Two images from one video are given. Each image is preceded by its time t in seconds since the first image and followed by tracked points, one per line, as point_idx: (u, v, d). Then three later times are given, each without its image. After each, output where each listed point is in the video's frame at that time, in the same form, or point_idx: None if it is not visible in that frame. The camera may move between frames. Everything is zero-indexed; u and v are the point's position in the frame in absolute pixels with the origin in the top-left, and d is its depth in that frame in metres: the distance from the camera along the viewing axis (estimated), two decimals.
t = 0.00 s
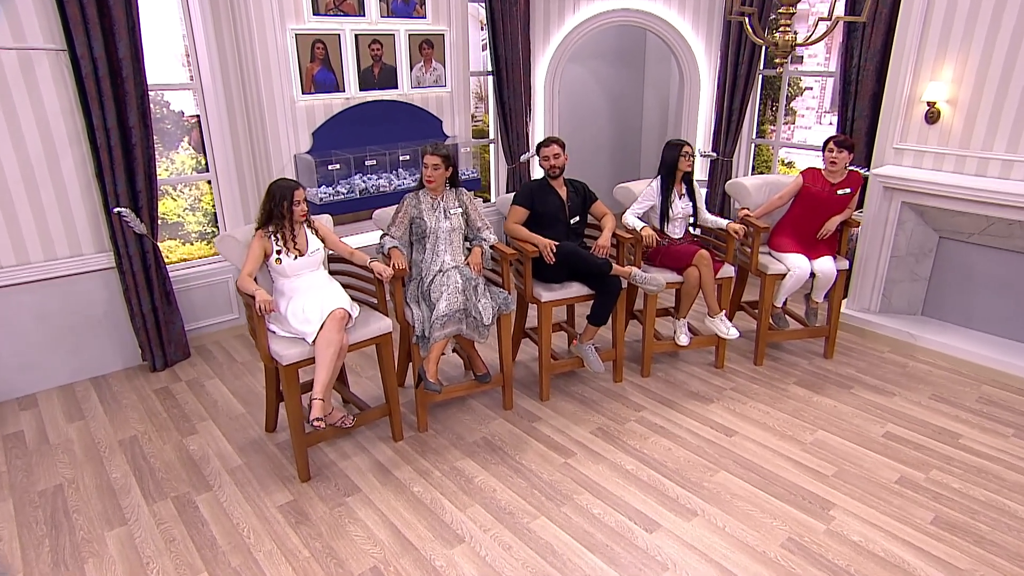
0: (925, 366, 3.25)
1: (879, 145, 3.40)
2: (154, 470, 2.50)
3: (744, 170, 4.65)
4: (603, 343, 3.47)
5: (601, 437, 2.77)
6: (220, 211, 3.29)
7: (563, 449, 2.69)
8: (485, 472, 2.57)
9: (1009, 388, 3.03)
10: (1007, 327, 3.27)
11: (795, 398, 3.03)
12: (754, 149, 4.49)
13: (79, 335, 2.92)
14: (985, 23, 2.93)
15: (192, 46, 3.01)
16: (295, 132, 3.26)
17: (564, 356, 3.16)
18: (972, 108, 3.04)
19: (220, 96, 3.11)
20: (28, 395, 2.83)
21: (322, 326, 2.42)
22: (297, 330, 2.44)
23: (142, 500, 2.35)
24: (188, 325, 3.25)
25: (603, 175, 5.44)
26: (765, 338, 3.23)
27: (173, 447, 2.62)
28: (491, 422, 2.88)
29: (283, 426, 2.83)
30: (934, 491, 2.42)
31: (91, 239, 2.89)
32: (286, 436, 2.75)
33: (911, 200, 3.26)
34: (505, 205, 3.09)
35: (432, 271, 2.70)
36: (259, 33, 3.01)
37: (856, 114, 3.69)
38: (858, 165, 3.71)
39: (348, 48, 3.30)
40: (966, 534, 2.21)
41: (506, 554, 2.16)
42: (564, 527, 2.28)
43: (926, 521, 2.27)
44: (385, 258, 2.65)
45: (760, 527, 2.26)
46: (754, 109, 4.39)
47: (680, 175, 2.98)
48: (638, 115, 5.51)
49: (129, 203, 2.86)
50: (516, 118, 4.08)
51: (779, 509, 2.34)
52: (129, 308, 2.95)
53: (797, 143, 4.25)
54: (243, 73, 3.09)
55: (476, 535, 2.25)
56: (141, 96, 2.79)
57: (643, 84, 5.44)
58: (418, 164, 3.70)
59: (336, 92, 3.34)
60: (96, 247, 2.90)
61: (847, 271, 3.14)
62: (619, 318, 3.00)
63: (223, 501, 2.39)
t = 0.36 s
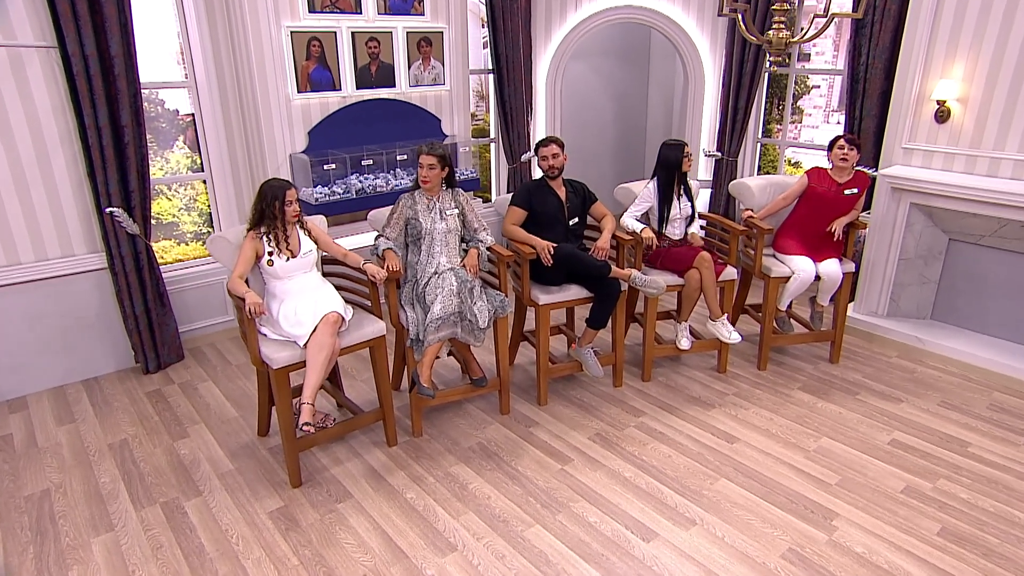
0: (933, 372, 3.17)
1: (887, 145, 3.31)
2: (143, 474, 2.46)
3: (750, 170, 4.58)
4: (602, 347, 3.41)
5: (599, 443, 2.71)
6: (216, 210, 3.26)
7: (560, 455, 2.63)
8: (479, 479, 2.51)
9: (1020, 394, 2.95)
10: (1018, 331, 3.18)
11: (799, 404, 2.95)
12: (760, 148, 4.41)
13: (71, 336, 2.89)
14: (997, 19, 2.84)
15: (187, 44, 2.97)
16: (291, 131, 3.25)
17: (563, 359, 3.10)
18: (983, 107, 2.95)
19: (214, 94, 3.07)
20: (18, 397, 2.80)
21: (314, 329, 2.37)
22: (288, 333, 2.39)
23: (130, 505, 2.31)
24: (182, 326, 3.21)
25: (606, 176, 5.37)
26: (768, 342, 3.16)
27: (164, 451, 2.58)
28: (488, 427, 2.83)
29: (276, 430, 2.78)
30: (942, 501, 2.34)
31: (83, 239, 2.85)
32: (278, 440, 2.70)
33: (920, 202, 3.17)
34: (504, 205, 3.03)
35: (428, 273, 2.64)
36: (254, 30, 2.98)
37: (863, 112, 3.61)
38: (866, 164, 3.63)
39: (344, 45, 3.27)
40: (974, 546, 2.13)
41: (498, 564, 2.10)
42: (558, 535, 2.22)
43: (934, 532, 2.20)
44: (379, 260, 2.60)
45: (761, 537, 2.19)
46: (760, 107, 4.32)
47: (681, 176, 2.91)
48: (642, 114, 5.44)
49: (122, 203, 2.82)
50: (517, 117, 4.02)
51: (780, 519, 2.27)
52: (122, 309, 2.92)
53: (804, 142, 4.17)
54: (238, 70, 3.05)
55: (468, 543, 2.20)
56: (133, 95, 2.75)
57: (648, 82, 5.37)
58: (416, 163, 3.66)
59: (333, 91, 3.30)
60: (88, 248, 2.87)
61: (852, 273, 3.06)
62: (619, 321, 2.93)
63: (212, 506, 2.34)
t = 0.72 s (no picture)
0: (942, 377, 3.09)
1: (895, 145, 3.23)
2: (132, 479, 2.42)
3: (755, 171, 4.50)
4: (603, 351, 3.34)
5: (596, 449, 2.64)
6: (211, 211, 3.22)
7: (557, 461, 2.57)
8: (473, 486, 2.45)
9: None
10: None
11: (803, 410, 2.88)
12: (766, 148, 4.34)
13: (62, 338, 2.85)
14: (1009, 16, 2.76)
15: (181, 42, 2.94)
16: (286, 130, 3.22)
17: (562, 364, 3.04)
18: (995, 106, 2.87)
19: (208, 93, 3.02)
20: (8, 400, 2.76)
21: (305, 333, 2.33)
22: (279, 337, 2.34)
23: (117, 511, 2.27)
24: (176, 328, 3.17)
25: (609, 176, 5.30)
26: (772, 347, 3.08)
27: (154, 455, 2.54)
28: (484, 432, 2.77)
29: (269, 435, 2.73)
30: (949, 512, 2.27)
31: (75, 239, 2.82)
32: (270, 445, 2.65)
33: (929, 203, 3.09)
34: (502, 206, 2.98)
35: (423, 275, 2.59)
36: (248, 28, 2.95)
37: (871, 111, 3.53)
38: (874, 164, 3.55)
39: (340, 43, 3.24)
40: (983, 559, 2.06)
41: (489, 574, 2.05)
42: (552, 545, 2.16)
43: (941, 545, 2.12)
44: (373, 262, 2.55)
45: (761, 548, 2.12)
46: (765, 106, 4.25)
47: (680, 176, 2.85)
48: (647, 113, 5.37)
49: (114, 203, 2.78)
50: (518, 116, 3.96)
51: (781, 529, 2.20)
52: (114, 311, 2.88)
53: (811, 142, 4.09)
54: (232, 68, 3.01)
55: (460, 552, 2.14)
56: (125, 93, 2.71)
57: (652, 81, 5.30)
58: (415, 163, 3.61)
59: (329, 89, 3.28)
60: (80, 248, 2.83)
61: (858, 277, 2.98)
62: (618, 325, 2.87)
63: (201, 512, 2.30)
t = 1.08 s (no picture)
0: (950, 383, 3.01)
1: (903, 144, 3.15)
2: (119, 484, 2.38)
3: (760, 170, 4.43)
4: (601, 354, 3.28)
5: (593, 455, 2.58)
6: (205, 210, 3.17)
7: (552, 468, 2.51)
8: (467, 492, 2.40)
9: None
10: None
11: (807, 416, 2.81)
12: (771, 147, 4.26)
13: (52, 339, 2.82)
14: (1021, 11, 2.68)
15: (174, 39, 2.89)
16: (280, 128, 3.19)
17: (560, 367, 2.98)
18: (1007, 104, 2.79)
19: (201, 91, 2.98)
20: None
21: (294, 336, 2.28)
22: (268, 340, 2.29)
23: (103, 516, 2.23)
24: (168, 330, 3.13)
25: (612, 176, 5.24)
26: (775, 351, 3.01)
27: (142, 460, 2.50)
28: (478, 437, 2.71)
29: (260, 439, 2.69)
30: (956, 523, 2.19)
31: (65, 239, 2.78)
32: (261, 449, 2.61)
33: (938, 204, 3.01)
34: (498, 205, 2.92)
35: (416, 277, 2.53)
36: (240, 25, 2.91)
37: (878, 110, 3.45)
38: (881, 164, 3.48)
39: (335, 40, 3.20)
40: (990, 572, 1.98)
41: None
42: (544, 554, 2.10)
43: (946, 557, 2.05)
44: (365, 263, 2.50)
45: (760, 559, 2.05)
46: (770, 104, 4.17)
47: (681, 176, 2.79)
48: (650, 111, 5.30)
49: (104, 203, 2.74)
50: (518, 114, 3.89)
51: (781, 539, 2.13)
52: (104, 312, 2.84)
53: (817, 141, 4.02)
54: (225, 66, 2.97)
55: (451, 560, 2.09)
56: (116, 91, 2.67)
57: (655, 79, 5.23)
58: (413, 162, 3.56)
59: (323, 87, 3.23)
60: (70, 249, 2.80)
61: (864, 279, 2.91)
62: (617, 329, 2.81)
63: (187, 518, 2.25)
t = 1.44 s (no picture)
0: (956, 388, 2.94)
1: (908, 143, 3.08)
2: (104, 488, 2.33)
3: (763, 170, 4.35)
4: (599, 357, 3.22)
5: (588, 461, 2.52)
6: (197, 210, 3.13)
7: (546, 473, 2.46)
8: (458, 498, 2.34)
9: None
10: None
11: (809, 422, 2.74)
12: (775, 146, 4.19)
13: (39, 341, 2.78)
14: None
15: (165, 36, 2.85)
16: (273, 127, 3.14)
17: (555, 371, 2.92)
18: (1016, 102, 2.71)
19: (192, 89, 2.93)
20: None
21: (282, 339, 2.23)
22: (256, 342, 2.24)
23: (86, 522, 2.18)
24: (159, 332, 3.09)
25: (613, 176, 5.17)
26: (776, 355, 2.95)
27: (129, 464, 2.45)
28: (472, 442, 2.66)
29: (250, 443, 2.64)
30: (961, 532, 2.12)
31: (52, 239, 2.74)
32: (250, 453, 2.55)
33: (943, 204, 2.94)
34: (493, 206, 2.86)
35: (409, 279, 2.48)
36: (231, 21, 2.87)
37: (884, 108, 3.38)
38: (886, 164, 3.40)
39: (329, 37, 3.15)
40: None
41: None
42: (535, 562, 2.04)
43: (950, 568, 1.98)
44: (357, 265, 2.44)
45: (757, 569, 1.99)
46: (774, 102, 4.10)
47: (677, 174, 2.73)
48: (652, 110, 5.23)
49: (93, 202, 2.70)
50: (516, 113, 3.83)
51: (779, 548, 2.07)
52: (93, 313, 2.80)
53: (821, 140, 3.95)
54: (217, 63, 2.92)
55: (440, 568, 2.03)
56: (104, 88, 2.62)
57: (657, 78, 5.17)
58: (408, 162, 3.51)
59: (316, 85, 3.19)
60: (57, 249, 2.76)
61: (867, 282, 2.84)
62: (614, 332, 2.75)
63: (172, 523, 2.20)
